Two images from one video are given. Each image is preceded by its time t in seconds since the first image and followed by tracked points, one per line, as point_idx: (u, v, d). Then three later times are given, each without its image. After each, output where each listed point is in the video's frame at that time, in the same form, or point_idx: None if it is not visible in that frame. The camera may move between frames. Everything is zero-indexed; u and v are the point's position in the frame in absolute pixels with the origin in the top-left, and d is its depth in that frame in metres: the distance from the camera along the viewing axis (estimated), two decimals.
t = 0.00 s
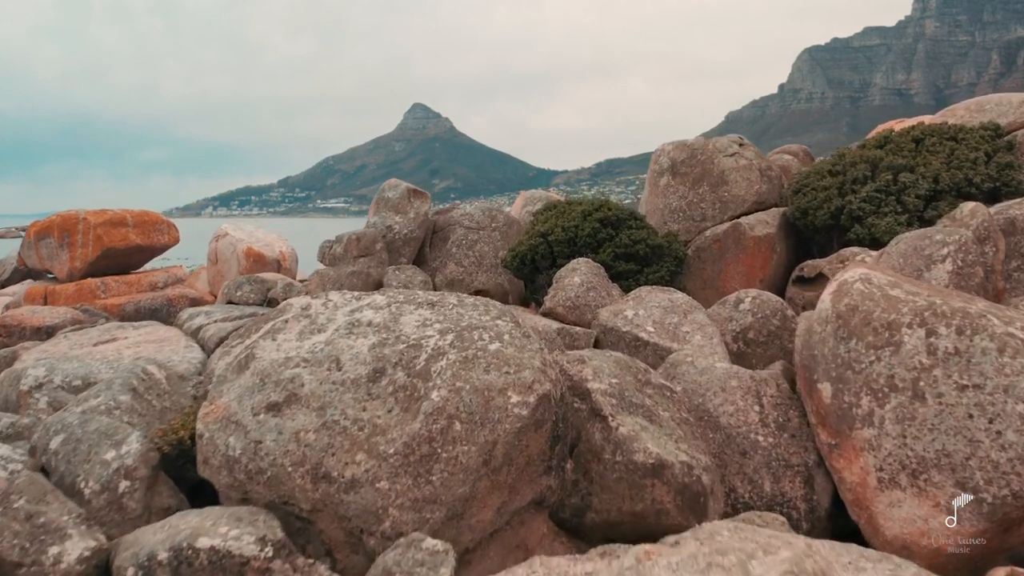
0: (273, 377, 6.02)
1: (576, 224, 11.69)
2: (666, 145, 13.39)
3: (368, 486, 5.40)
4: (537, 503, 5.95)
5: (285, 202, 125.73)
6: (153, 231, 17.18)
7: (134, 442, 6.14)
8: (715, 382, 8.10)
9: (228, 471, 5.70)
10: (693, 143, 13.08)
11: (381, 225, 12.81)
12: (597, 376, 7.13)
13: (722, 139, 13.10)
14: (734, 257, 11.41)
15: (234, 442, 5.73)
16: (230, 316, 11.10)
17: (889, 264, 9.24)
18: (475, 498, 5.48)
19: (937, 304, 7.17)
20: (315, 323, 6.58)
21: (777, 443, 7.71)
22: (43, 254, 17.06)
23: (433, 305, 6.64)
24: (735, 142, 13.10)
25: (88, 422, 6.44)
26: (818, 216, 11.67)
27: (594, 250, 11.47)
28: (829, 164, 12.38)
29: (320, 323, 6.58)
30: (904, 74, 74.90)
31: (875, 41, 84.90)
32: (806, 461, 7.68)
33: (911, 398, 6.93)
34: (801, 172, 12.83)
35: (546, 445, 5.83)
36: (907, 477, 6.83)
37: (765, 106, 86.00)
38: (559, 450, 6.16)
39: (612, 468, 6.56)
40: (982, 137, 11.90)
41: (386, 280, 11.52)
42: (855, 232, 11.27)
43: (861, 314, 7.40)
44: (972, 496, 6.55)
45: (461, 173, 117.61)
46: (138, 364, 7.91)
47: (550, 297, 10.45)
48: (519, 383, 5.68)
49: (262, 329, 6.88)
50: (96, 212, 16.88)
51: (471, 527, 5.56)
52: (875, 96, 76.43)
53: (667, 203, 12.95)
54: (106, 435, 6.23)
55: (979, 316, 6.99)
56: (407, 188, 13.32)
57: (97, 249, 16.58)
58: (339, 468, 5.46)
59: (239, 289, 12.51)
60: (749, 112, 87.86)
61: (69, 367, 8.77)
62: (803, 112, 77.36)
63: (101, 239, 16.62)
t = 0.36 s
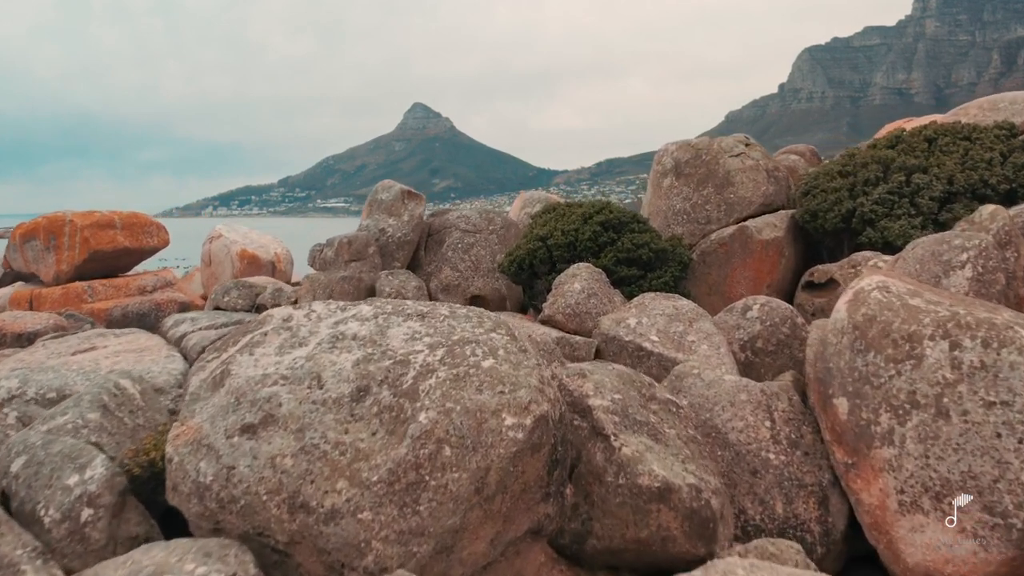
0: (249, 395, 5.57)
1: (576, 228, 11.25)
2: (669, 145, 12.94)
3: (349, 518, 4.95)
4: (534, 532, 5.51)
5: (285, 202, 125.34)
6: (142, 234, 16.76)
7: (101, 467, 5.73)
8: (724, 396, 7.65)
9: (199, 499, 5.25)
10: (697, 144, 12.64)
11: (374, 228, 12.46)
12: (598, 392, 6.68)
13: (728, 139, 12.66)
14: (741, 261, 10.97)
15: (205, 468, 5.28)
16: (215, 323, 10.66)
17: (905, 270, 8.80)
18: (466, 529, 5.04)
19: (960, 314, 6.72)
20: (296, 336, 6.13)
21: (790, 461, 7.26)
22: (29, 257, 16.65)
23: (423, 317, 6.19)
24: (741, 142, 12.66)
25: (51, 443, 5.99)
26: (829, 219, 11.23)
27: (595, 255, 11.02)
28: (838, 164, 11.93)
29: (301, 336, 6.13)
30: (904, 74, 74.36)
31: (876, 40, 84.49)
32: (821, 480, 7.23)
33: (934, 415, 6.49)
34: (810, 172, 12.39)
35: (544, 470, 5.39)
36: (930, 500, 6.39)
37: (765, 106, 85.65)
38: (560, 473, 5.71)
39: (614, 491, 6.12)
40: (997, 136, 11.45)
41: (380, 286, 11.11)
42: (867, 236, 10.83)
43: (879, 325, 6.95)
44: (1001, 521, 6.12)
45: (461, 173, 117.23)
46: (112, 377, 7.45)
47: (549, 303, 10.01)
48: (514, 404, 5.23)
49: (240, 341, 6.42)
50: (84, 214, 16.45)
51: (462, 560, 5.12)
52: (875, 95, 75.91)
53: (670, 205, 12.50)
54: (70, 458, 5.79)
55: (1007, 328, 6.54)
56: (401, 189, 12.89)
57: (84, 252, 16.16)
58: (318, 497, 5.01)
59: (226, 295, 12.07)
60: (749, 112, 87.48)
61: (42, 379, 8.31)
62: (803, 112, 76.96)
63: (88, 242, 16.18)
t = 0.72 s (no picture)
0: (220, 417, 5.12)
1: (576, 231, 10.79)
2: (673, 144, 12.49)
3: (327, 554, 4.50)
4: (530, 566, 5.06)
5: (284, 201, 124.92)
6: (130, 235, 16.32)
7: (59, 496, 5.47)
8: (734, 411, 7.21)
9: (164, 533, 4.81)
10: (702, 143, 12.20)
11: (366, 230, 12.11)
12: (599, 410, 6.23)
13: (734, 138, 12.23)
14: (748, 266, 10.55)
15: (171, 498, 4.84)
16: (199, 330, 10.21)
17: (923, 277, 8.35)
18: (455, 567, 4.59)
19: (987, 327, 6.26)
20: (273, 351, 5.68)
21: (804, 481, 6.82)
22: (14, 260, 16.19)
23: (411, 330, 5.74)
24: (747, 142, 12.21)
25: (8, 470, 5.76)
26: (839, 222, 10.84)
27: (596, 259, 10.58)
28: (849, 165, 11.48)
29: (279, 351, 5.68)
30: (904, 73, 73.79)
31: (876, 40, 84.00)
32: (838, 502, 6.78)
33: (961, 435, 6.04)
34: (819, 173, 11.97)
35: (541, 500, 4.94)
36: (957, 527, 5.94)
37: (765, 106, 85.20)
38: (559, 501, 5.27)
39: (618, 518, 5.67)
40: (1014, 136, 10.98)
41: (372, 292, 10.68)
42: (880, 240, 10.41)
43: (900, 338, 6.50)
44: None
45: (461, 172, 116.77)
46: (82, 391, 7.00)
47: (548, 310, 9.57)
48: (508, 428, 4.78)
49: (214, 355, 5.97)
50: (70, 215, 16.00)
51: None
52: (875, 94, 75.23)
53: (674, 207, 12.05)
54: (28, 484, 5.54)
55: None
56: (394, 190, 12.47)
57: (70, 254, 15.71)
58: (293, 531, 4.57)
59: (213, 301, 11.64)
60: (749, 112, 87.03)
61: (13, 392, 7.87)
62: (804, 112, 76.48)
63: (74, 244, 15.73)
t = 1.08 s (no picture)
0: (173, 453, 4.52)
1: (575, 236, 10.19)
2: (678, 144, 11.89)
3: None
4: None
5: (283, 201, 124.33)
6: (112, 239, 15.74)
7: None
8: (748, 435, 6.63)
9: None
10: (709, 143, 11.59)
11: (355, 234, 11.51)
12: (602, 438, 5.64)
13: (742, 137, 11.65)
14: (759, 272, 9.95)
15: (113, 548, 4.25)
16: (176, 342, 9.63)
17: (949, 287, 7.75)
18: None
19: None
20: (237, 376, 5.07)
21: (826, 513, 6.21)
22: None
23: (393, 351, 5.13)
24: (756, 141, 11.61)
25: None
26: (856, 226, 10.28)
27: (597, 266, 9.98)
28: (864, 165, 10.85)
29: (244, 376, 5.07)
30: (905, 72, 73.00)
31: (877, 39, 83.35)
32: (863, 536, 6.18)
33: (1003, 466, 5.43)
34: (832, 173, 11.40)
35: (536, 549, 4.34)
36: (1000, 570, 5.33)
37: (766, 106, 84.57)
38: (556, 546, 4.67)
39: (622, 561, 5.07)
40: None
41: (361, 301, 10.10)
42: (899, 245, 9.83)
43: (934, 357, 5.90)
44: None
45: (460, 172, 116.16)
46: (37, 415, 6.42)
47: (547, 320, 8.98)
48: (499, 469, 4.19)
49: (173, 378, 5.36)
50: (49, 218, 15.40)
51: None
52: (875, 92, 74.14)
53: (679, 210, 11.45)
54: None
55: None
56: (385, 193, 11.90)
57: (51, 258, 15.11)
58: None
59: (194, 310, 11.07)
60: (749, 112, 86.40)
61: None
62: (804, 112, 75.81)
63: (54, 248, 15.13)
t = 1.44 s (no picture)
0: (128, 488, 4.07)
1: (575, 240, 9.73)
2: (682, 144, 11.42)
3: None
4: None
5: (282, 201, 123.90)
6: (99, 242, 15.31)
7: None
8: (761, 456, 6.18)
9: None
10: (715, 143, 11.12)
11: (346, 238, 11.08)
12: (604, 464, 5.19)
13: (749, 137, 11.19)
14: (768, 279, 9.51)
15: None
16: (156, 351, 9.19)
17: (972, 295, 7.28)
18: None
19: None
20: (205, 399, 4.62)
21: (846, 541, 5.75)
22: None
23: (375, 370, 4.67)
24: (764, 141, 11.16)
25: None
26: (870, 230, 9.78)
27: (598, 272, 9.53)
28: (877, 166, 10.39)
29: (213, 398, 4.62)
30: (905, 71, 72.49)
31: (877, 38, 82.85)
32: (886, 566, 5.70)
33: None
34: (843, 173, 10.93)
35: None
36: None
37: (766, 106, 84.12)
38: None
39: None
40: None
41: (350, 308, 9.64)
42: (915, 250, 9.40)
43: (963, 375, 5.30)
44: None
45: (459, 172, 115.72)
46: None
47: (545, 329, 8.51)
48: (487, 509, 3.72)
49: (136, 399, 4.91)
50: (33, 220, 14.95)
51: None
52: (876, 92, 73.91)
53: (683, 212, 11.00)
54: None
55: None
56: (376, 196, 11.49)
57: (35, 260, 14.62)
58: None
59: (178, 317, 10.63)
60: (750, 112, 85.92)
61: None
62: (804, 112, 75.34)
63: (38, 250, 14.65)
